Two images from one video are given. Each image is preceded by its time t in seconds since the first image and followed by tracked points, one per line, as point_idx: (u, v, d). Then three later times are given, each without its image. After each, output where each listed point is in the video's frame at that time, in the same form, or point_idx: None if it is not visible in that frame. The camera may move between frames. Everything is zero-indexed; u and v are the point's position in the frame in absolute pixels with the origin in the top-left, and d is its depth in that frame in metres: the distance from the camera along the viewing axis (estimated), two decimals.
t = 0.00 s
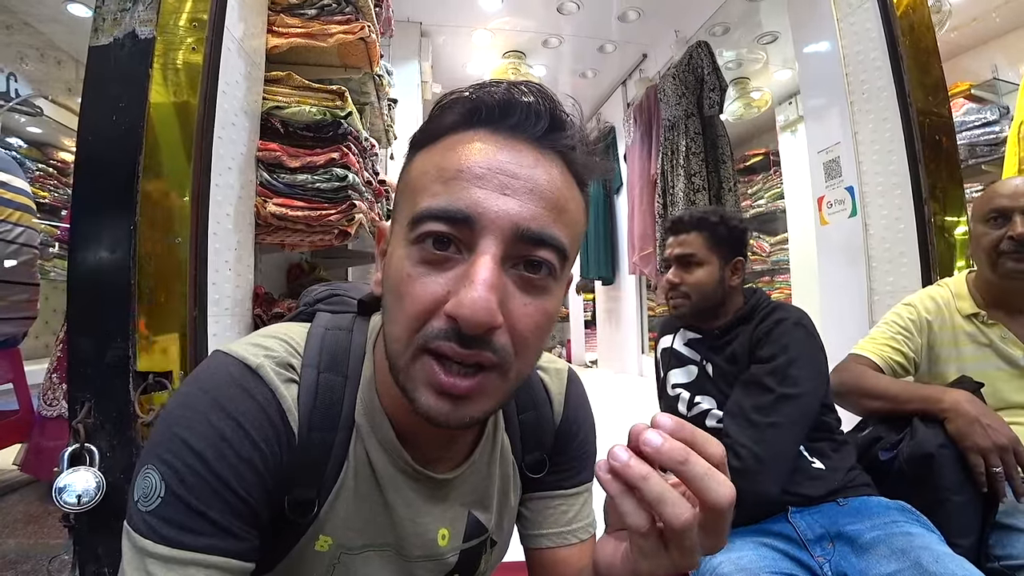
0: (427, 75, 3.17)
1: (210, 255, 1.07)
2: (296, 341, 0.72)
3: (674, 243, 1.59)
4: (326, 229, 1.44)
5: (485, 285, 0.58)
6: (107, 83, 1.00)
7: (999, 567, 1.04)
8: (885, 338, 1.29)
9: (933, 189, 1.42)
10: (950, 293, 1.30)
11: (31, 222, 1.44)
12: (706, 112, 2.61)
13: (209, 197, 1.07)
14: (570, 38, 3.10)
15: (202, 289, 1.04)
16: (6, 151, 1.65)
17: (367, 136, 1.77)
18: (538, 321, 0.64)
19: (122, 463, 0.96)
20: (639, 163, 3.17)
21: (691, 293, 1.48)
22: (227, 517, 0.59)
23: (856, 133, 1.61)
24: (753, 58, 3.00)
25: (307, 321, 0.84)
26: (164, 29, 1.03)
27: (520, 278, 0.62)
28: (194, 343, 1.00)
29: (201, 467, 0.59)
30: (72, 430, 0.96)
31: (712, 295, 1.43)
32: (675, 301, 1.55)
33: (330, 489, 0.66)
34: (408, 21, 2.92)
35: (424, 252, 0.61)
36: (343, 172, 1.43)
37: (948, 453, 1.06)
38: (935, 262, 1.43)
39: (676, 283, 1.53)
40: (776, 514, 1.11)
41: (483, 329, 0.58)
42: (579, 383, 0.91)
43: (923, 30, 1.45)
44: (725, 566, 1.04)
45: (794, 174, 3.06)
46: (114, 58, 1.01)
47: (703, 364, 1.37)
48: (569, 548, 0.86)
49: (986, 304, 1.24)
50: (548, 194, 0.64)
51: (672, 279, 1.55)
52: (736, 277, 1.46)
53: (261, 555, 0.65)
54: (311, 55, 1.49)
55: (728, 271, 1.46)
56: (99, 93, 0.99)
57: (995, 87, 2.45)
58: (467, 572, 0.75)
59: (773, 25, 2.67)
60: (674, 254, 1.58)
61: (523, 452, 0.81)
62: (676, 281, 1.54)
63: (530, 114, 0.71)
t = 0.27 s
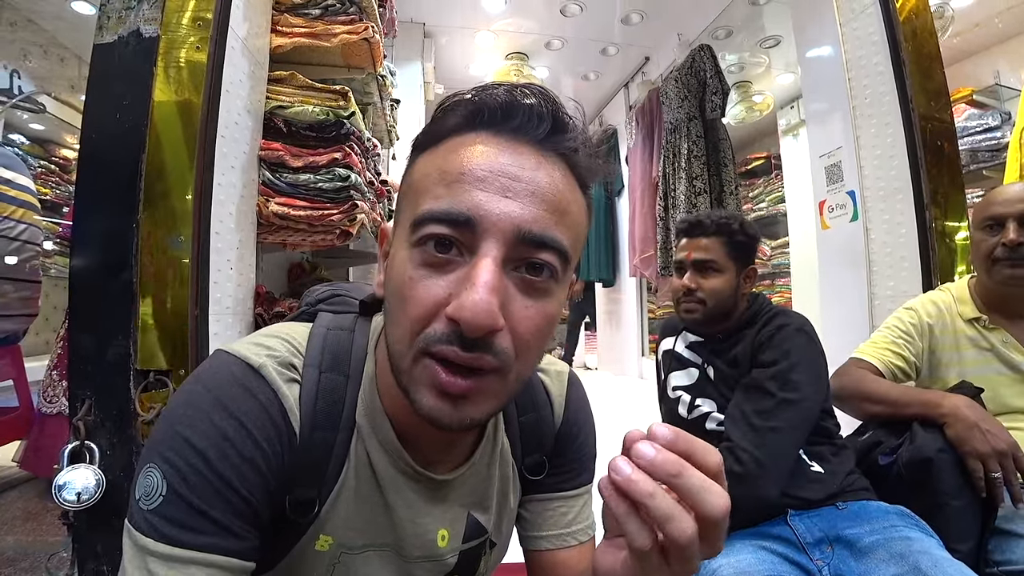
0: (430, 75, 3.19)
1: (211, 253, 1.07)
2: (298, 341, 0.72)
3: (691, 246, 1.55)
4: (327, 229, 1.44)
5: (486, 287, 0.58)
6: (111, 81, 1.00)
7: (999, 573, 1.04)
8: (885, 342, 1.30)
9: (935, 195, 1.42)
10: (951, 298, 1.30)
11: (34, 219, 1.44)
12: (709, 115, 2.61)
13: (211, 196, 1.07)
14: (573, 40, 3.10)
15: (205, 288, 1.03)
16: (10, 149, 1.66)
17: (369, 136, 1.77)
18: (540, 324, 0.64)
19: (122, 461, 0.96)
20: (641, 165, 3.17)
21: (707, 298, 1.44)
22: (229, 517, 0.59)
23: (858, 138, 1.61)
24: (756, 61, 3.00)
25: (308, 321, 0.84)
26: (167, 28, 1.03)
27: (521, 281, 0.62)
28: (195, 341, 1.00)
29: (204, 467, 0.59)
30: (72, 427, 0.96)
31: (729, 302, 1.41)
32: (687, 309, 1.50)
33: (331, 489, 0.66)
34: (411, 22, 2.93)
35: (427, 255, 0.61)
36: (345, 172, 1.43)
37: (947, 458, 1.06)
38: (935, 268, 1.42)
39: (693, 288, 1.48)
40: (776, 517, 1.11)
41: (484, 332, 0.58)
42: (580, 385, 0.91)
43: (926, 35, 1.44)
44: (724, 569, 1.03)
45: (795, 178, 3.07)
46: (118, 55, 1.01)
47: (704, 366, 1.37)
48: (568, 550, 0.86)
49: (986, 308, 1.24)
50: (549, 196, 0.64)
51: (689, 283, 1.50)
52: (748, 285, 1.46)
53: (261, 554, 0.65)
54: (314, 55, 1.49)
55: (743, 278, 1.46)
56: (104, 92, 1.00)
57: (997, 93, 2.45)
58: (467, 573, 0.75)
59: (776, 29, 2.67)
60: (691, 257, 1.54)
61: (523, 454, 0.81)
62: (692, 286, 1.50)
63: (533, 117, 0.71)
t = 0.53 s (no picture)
0: (432, 78, 3.18)
1: (213, 253, 1.08)
2: (301, 342, 0.72)
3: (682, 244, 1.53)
4: (329, 230, 1.44)
5: (509, 295, 0.59)
6: (114, 82, 1.00)
7: None
8: (889, 350, 1.30)
9: (935, 199, 1.41)
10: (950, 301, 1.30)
11: (38, 220, 1.44)
12: (710, 118, 2.61)
13: (213, 198, 1.07)
14: (574, 43, 3.11)
15: (205, 289, 1.04)
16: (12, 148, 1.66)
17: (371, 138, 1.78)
18: (555, 328, 0.64)
19: (122, 461, 0.96)
20: (643, 168, 3.18)
21: (684, 298, 1.44)
22: (231, 517, 0.59)
23: (859, 142, 1.62)
24: (757, 65, 3.02)
25: (311, 322, 0.84)
26: (170, 29, 1.03)
27: (537, 285, 0.62)
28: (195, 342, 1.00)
29: (206, 467, 0.59)
30: (73, 427, 0.96)
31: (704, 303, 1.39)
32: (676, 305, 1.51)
33: (333, 489, 0.66)
34: (413, 25, 2.94)
35: (441, 262, 0.61)
36: (347, 174, 1.43)
37: (948, 461, 1.06)
38: (936, 271, 1.41)
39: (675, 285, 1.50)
40: (776, 520, 1.10)
41: (506, 339, 0.58)
42: (580, 388, 0.91)
43: (926, 40, 1.44)
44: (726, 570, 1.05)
45: (796, 181, 3.07)
46: (122, 56, 1.01)
47: (707, 368, 1.33)
48: (568, 553, 0.86)
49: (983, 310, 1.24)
50: (563, 202, 0.65)
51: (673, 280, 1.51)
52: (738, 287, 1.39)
53: (262, 555, 0.65)
54: (316, 57, 1.49)
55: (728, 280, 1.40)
56: (107, 93, 1.00)
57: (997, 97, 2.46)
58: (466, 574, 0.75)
59: (777, 33, 2.69)
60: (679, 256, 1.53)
61: (522, 457, 0.81)
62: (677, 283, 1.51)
63: (543, 124, 0.71)
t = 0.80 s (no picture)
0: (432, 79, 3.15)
1: (214, 254, 1.08)
2: (306, 343, 0.72)
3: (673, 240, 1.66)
4: (330, 231, 1.44)
5: (513, 300, 0.59)
6: (116, 82, 1.00)
7: None
8: (880, 360, 1.33)
9: (934, 202, 1.40)
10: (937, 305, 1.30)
11: (38, 219, 1.44)
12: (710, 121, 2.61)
13: (214, 198, 1.07)
14: (574, 45, 3.12)
15: (205, 289, 1.04)
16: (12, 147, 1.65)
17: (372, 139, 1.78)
18: (559, 333, 0.64)
19: (123, 461, 0.96)
20: (642, 170, 3.18)
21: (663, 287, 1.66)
22: (236, 516, 0.60)
23: (858, 145, 1.62)
24: (757, 67, 3.02)
25: (315, 323, 0.84)
26: (172, 30, 1.03)
27: (541, 291, 0.63)
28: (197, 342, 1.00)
29: (211, 467, 0.60)
30: (74, 427, 0.96)
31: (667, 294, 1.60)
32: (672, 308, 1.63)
33: (337, 489, 0.66)
34: (414, 26, 2.95)
35: (447, 265, 0.61)
36: (348, 175, 1.43)
37: (949, 464, 1.05)
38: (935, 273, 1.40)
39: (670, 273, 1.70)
40: (776, 523, 1.12)
41: (510, 345, 0.59)
42: (581, 390, 0.91)
43: (925, 44, 1.42)
44: (725, 569, 1.06)
45: (796, 183, 3.08)
46: (124, 57, 1.02)
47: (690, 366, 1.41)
48: (570, 553, 0.86)
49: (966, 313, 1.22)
50: (568, 209, 0.65)
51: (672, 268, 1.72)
52: (688, 282, 1.52)
53: (267, 555, 0.65)
54: (318, 58, 1.50)
55: (681, 275, 1.55)
56: (109, 93, 1.00)
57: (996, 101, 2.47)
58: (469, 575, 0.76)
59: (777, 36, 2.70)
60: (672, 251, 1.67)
61: (524, 458, 0.81)
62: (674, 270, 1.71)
63: (551, 130, 0.71)
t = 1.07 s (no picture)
0: (433, 79, 3.18)
1: (213, 252, 1.08)
2: (302, 341, 0.72)
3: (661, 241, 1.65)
4: (329, 231, 1.44)
5: (519, 298, 0.59)
6: (116, 80, 1.00)
7: None
8: (882, 366, 1.30)
9: (934, 203, 1.40)
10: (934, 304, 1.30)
11: (36, 216, 1.44)
12: (710, 122, 2.60)
13: (214, 196, 1.07)
14: (575, 46, 3.12)
15: (205, 288, 1.05)
16: (11, 144, 1.65)
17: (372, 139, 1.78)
18: (559, 326, 0.65)
19: (120, 460, 0.95)
20: (643, 171, 3.19)
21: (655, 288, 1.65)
22: (233, 515, 0.60)
23: (858, 147, 1.62)
24: (757, 69, 3.03)
25: (312, 322, 0.84)
26: (173, 28, 1.03)
27: (542, 284, 0.63)
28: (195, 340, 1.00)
29: (208, 465, 0.60)
30: (71, 425, 0.96)
31: (658, 296, 1.60)
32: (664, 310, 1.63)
33: (333, 489, 0.66)
34: (415, 26, 2.95)
35: (449, 269, 0.61)
36: (348, 174, 1.42)
37: (956, 466, 1.06)
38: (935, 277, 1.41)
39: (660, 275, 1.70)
40: (769, 527, 1.11)
41: (517, 343, 0.58)
42: (579, 390, 0.91)
43: (927, 45, 1.43)
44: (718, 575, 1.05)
45: (795, 186, 3.08)
46: (125, 55, 1.01)
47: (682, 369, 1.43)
48: (568, 554, 0.86)
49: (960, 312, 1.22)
50: (563, 202, 0.65)
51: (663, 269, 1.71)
52: (677, 284, 1.52)
53: (263, 554, 0.65)
54: (318, 57, 1.50)
55: (671, 278, 1.54)
56: (109, 91, 1.00)
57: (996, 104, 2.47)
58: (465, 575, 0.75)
59: (777, 37, 2.71)
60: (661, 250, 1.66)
61: (520, 458, 0.81)
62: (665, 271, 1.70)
63: (538, 125, 0.71)
